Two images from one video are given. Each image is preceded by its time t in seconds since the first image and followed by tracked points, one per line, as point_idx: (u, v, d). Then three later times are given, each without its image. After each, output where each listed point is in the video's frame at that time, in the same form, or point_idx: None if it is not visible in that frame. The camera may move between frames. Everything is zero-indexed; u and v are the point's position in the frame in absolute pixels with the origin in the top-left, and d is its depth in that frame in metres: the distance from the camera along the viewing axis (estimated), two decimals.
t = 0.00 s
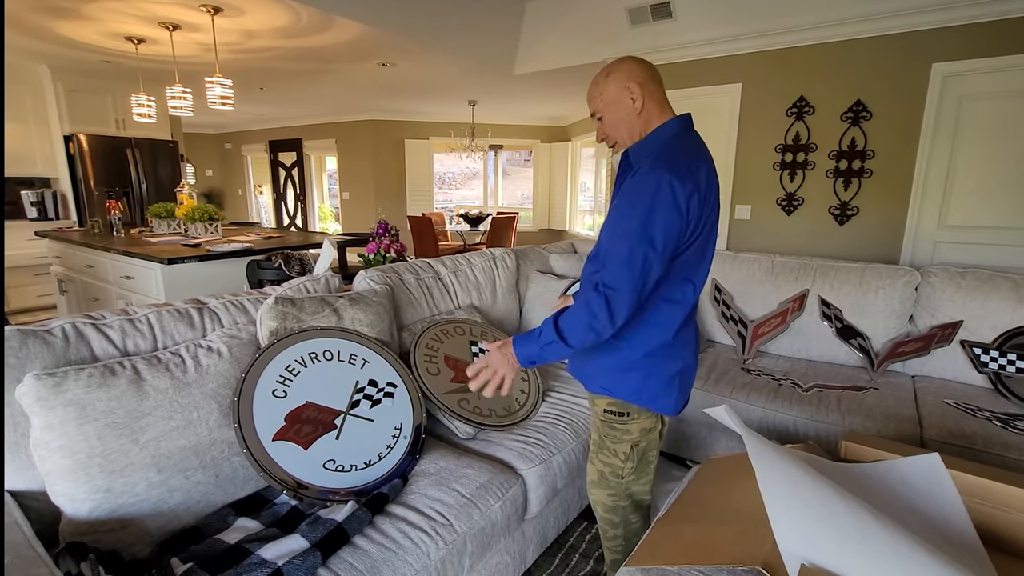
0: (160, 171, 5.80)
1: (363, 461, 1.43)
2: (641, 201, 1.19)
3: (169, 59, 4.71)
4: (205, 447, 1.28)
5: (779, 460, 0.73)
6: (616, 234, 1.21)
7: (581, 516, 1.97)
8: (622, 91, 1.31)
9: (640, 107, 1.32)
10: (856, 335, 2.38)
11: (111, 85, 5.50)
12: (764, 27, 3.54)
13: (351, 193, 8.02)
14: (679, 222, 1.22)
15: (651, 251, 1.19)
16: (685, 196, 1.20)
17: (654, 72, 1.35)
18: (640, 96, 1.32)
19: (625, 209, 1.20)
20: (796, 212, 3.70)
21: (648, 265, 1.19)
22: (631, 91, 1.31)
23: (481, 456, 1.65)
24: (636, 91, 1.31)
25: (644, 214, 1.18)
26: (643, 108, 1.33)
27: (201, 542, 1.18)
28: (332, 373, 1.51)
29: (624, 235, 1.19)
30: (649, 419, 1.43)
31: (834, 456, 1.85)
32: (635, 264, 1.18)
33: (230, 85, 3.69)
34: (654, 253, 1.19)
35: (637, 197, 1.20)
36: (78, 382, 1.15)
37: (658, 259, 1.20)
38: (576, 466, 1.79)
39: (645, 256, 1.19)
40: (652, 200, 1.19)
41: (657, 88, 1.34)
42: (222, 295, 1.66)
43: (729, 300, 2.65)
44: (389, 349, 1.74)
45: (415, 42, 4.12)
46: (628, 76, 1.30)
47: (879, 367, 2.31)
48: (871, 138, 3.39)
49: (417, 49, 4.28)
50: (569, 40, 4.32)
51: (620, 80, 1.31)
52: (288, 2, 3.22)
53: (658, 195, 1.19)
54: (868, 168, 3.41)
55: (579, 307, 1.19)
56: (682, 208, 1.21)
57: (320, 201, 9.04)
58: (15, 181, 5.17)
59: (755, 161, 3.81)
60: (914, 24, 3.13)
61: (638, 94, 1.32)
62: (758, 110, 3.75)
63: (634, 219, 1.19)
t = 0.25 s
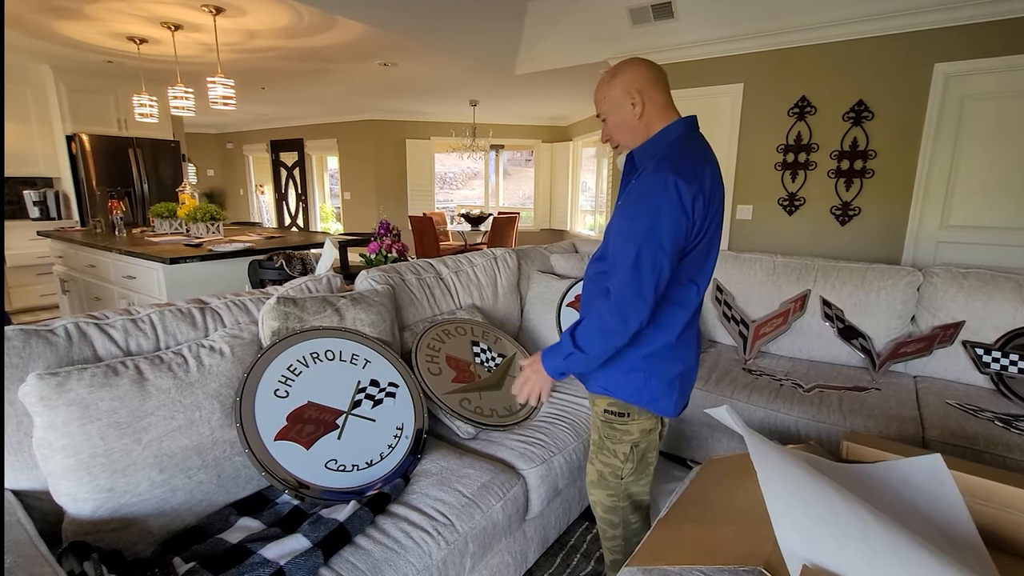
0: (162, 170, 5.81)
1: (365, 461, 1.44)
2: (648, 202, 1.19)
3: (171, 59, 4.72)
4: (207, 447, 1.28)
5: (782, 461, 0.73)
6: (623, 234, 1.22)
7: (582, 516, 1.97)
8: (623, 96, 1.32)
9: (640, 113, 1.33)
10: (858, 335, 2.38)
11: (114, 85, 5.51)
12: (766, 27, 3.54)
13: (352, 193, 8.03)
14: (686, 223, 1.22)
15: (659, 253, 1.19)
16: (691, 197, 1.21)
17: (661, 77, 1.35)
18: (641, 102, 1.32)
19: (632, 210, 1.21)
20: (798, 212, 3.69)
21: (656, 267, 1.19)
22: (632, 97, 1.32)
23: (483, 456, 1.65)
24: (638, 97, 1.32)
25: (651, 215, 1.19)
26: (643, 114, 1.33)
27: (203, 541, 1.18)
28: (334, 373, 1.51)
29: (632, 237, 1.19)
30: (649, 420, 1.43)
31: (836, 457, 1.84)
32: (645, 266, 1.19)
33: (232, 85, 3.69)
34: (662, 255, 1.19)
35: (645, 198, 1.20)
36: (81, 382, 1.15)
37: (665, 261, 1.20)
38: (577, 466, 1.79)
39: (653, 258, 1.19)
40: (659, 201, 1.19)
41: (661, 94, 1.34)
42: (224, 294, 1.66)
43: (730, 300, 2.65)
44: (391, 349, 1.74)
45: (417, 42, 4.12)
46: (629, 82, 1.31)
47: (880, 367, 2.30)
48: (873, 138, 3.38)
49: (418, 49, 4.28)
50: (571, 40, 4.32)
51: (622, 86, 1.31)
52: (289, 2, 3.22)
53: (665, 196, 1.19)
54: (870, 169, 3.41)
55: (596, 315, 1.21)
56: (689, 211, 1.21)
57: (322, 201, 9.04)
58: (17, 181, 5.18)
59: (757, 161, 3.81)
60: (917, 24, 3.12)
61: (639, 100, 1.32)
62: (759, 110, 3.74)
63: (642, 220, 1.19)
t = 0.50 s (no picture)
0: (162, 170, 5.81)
1: (364, 460, 1.43)
2: (645, 201, 1.20)
3: (171, 59, 4.71)
4: (205, 446, 1.28)
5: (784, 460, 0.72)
6: (622, 233, 1.23)
7: (582, 515, 1.97)
8: (613, 108, 1.39)
9: (628, 124, 1.38)
10: (858, 335, 2.37)
11: (114, 85, 5.51)
12: (766, 26, 3.53)
13: (352, 193, 8.03)
14: (684, 223, 1.22)
15: (656, 253, 1.20)
16: (688, 197, 1.21)
17: (657, 82, 1.34)
18: (627, 114, 1.37)
19: (630, 210, 1.22)
20: (799, 211, 3.69)
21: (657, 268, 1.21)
22: (620, 109, 1.38)
23: (482, 456, 1.64)
24: (625, 109, 1.37)
25: (648, 215, 1.20)
26: (630, 126, 1.38)
27: (202, 541, 1.18)
28: (334, 373, 1.51)
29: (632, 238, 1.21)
30: (646, 421, 1.43)
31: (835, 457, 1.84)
32: (647, 269, 1.21)
33: (232, 84, 3.69)
34: (659, 254, 1.20)
35: (641, 198, 1.21)
36: (79, 381, 1.15)
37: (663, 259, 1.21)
38: (576, 465, 1.79)
39: (653, 258, 1.21)
40: (656, 200, 1.19)
41: (653, 99, 1.33)
42: (223, 294, 1.66)
43: (731, 299, 2.64)
44: (390, 348, 1.74)
45: (417, 41, 4.12)
46: (618, 95, 1.37)
47: (881, 366, 2.30)
48: (873, 137, 3.38)
49: (419, 48, 4.28)
50: (571, 39, 4.31)
51: (613, 98, 1.39)
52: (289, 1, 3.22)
53: (662, 196, 1.19)
54: (870, 168, 3.40)
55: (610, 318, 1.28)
56: (687, 210, 1.22)
57: (322, 200, 9.04)
58: (17, 181, 5.18)
59: (757, 160, 3.80)
60: (918, 22, 3.12)
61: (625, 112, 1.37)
62: (760, 109, 3.74)
63: (639, 220, 1.21)
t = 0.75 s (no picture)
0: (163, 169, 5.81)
1: (363, 459, 1.43)
2: (626, 199, 1.22)
3: (171, 57, 4.71)
4: (204, 445, 1.28)
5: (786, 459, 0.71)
6: (603, 230, 1.27)
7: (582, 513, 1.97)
8: (619, 109, 1.42)
9: (632, 124, 1.40)
10: (859, 334, 2.37)
11: (114, 84, 5.51)
12: (768, 24, 3.52)
13: (353, 192, 8.02)
14: (666, 221, 1.21)
15: (632, 250, 1.21)
16: (670, 195, 1.20)
17: (660, 80, 1.35)
18: (631, 114, 1.39)
19: (611, 208, 1.25)
20: (800, 210, 3.68)
21: (632, 265, 1.22)
22: (624, 109, 1.40)
23: (482, 454, 1.64)
24: (629, 109, 1.39)
25: (628, 212, 1.21)
26: (634, 125, 1.40)
27: (201, 540, 1.18)
28: (334, 372, 1.51)
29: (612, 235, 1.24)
30: (637, 419, 1.42)
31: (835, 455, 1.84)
32: (623, 265, 1.23)
33: (232, 83, 3.68)
34: (636, 251, 1.21)
35: (623, 197, 1.23)
36: (78, 380, 1.15)
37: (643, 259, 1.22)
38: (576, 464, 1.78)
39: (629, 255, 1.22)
40: (636, 198, 1.21)
41: (656, 97, 1.34)
42: (223, 292, 1.66)
43: (732, 298, 2.63)
44: (390, 347, 1.73)
45: (417, 40, 4.11)
46: (623, 95, 1.39)
47: (882, 366, 2.29)
48: (875, 136, 3.37)
49: (419, 47, 4.27)
50: (572, 38, 4.30)
51: (619, 98, 1.41)
52: None
53: (643, 195, 1.20)
54: (872, 166, 3.39)
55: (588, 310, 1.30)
56: (673, 208, 1.21)
57: (323, 199, 9.04)
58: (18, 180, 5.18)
59: (759, 159, 3.79)
60: (920, 20, 3.10)
61: (629, 112, 1.39)
62: (761, 107, 3.73)
63: (617, 217, 1.23)
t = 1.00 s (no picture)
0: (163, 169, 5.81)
1: (363, 459, 1.43)
2: (617, 197, 1.22)
3: (171, 57, 4.71)
4: (204, 445, 1.28)
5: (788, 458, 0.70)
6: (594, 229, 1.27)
7: (583, 513, 1.97)
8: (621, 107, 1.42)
9: (633, 122, 1.40)
10: (860, 333, 2.36)
11: (115, 84, 5.51)
12: (768, 23, 3.51)
13: (353, 191, 8.02)
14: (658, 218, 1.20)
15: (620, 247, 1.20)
16: (661, 192, 1.19)
17: (660, 78, 1.35)
18: (632, 112, 1.39)
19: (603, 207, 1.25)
20: (801, 209, 3.67)
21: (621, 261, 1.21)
22: (625, 108, 1.41)
23: (482, 454, 1.64)
24: (630, 107, 1.39)
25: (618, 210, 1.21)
26: (635, 124, 1.40)
27: (201, 540, 1.18)
28: (333, 371, 1.51)
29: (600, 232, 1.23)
30: (643, 417, 1.42)
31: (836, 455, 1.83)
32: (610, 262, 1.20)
33: (232, 83, 3.68)
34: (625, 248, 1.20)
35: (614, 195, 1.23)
36: (77, 379, 1.15)
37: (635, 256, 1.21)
38: (577, 464, 1.78)
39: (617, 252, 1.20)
40: (626, 196, 1.20)
41: (656, 95, 1.34)
42: (222, 292, 1.66)
43: (732, 297, 2.63)
44: (389, 346, 1.73)
45: (417, 39, 4.10)
46: (624, 94, 1.40)
47: (884, 365, 2.29)
48: (876, 135, 3.36)
49: (419, 46, 4.26)
50: (573, 37, 4.30)
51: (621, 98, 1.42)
52: None
53: (633, 192, 1.20)
54: (873, 165, 3.39)
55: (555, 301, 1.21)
56: (665, 205, 1.20)
57: (323, 199, 9.04)
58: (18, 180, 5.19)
59: (759, 158, 3.79)
60: (921, 18, 3.09)
61: (630, 110, 1.40)
62: (762, 106, 3.72)
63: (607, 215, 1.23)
